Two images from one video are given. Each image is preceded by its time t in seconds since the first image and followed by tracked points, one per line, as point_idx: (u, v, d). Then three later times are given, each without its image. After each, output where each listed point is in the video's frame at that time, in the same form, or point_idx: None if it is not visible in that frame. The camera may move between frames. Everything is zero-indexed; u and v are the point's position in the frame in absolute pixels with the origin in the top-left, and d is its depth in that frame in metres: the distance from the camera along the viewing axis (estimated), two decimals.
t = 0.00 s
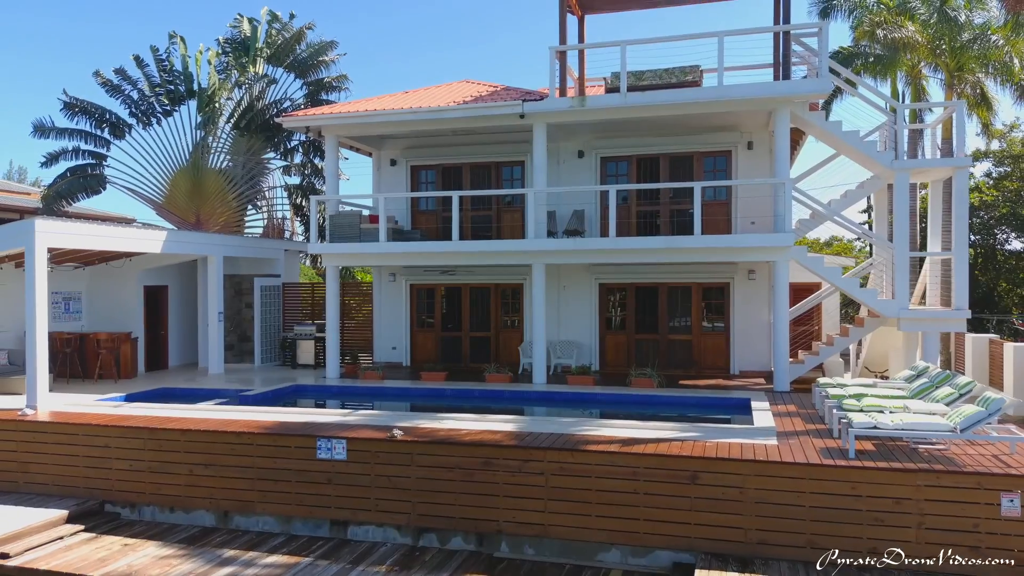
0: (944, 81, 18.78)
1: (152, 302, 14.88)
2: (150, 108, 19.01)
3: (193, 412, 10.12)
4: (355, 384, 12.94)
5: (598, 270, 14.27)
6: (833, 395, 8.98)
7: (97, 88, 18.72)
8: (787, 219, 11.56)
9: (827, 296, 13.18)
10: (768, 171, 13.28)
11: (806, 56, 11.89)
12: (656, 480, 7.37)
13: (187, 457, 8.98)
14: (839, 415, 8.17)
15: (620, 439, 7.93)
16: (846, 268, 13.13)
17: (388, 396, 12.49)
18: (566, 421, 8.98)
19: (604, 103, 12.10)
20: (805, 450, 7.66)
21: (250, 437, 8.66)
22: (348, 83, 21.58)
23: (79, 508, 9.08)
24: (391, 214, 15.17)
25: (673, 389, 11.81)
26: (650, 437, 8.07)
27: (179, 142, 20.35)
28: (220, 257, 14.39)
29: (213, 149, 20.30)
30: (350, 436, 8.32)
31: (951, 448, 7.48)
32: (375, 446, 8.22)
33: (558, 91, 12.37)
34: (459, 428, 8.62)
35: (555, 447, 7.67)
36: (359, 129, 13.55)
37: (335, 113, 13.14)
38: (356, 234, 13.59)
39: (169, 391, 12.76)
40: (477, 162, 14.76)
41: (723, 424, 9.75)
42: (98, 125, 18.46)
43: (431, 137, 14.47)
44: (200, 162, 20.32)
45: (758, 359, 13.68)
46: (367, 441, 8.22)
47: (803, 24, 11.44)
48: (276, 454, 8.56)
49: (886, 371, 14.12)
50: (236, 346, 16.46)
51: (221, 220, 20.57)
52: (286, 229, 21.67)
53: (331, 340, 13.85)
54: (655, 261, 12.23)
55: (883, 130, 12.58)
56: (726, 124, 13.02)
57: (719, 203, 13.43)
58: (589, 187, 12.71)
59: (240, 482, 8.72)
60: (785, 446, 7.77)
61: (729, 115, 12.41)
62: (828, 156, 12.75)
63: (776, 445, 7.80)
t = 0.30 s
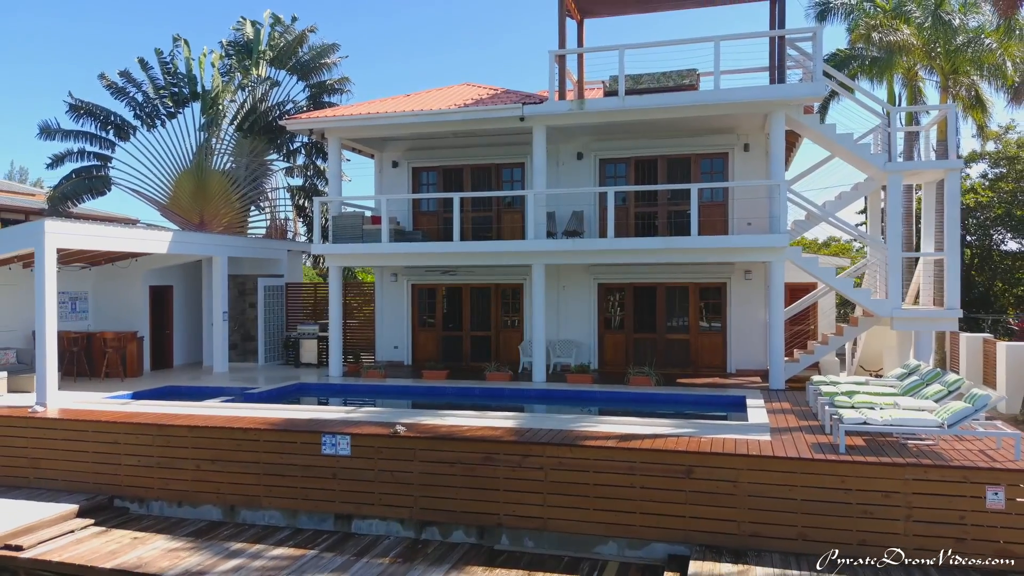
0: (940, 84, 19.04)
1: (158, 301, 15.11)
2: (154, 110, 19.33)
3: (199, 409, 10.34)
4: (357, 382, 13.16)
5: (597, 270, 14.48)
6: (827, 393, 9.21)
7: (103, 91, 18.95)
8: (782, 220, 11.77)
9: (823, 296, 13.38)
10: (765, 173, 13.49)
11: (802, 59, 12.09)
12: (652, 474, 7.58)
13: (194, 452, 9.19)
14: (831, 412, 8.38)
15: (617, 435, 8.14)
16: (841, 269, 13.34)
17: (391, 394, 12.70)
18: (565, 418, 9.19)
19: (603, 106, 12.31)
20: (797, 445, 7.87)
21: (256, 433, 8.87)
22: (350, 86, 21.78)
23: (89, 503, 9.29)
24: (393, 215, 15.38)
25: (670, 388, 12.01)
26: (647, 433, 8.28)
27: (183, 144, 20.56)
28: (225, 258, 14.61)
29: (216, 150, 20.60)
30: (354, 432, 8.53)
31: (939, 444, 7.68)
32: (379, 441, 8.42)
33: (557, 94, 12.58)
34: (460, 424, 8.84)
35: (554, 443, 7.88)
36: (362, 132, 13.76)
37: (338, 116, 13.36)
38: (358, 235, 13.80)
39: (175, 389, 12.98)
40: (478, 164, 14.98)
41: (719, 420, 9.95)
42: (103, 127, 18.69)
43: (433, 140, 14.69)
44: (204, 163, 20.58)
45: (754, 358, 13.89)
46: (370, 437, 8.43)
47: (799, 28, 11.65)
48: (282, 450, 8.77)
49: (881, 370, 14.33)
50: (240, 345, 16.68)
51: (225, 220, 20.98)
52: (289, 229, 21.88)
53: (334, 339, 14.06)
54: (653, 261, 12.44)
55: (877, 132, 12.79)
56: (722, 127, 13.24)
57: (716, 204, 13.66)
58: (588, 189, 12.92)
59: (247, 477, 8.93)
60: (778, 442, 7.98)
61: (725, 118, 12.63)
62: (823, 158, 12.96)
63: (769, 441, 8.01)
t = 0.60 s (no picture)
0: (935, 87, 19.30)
1: (163, 301, 15.31)
2: (159, 112, 19.60)
3: (206, 406, 10.54)
4: (360, 381, 13.36)
5: (596, 270, 14.69)
6: (820, 391, 9.41)
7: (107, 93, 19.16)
8: (778, 221, 11.97)
9: (819, 296, 13.58)
10: (761, 175, 13.70)
11: (797, 63, 12.30)
12: (649, 469, 7.79)
13: (202, 448, 9.39)
14: (824, 409, 8.59)
15: (615, 431, 8.35)
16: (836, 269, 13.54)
17: (393, 392, 12.90)
18: (564, 415, 9.40)
19: (602, 109, 12.52)
20: (790, 441, 8.07)
21: (262, 430, 9.07)
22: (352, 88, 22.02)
23: (99, 498, 9.48)
24: (395, 216, 15.59)
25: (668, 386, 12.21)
26: (644, 429, 8.49)
27: (187, 145, 20.79)
28: (229, 258, 14.82)
29: (220, 152, 20.84)
30: (358, 429, 8.73)
31: (928, 439, 7.89)
32: (382, 438, 8.63)
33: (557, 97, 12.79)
34: (462, 421, 9.04)
35: (553, 438, 8.08)
36: (364, 134, 13.98)
37: (341, 119, 13.57)
38: (361, 236, 14.01)
39: (181, 387, 13.18)
40: (478, 165, 15.20)
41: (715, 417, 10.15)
42: (108, 129, 18.92)
43: (435, 142, 14.90)
44: (208, 165, 20.80)
45: (751, 357, 14.09)
46: (374, 433, 8.64)
47: (794, 33, 11.85)
48: (287, 446, 8.98)
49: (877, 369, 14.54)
50: (244, 344, 16.89)
51: (228, 221, 21.07)
52: (291, 230, 22.09)
53: (337, 338, 14.27)
54: (651, 261, 12.64)
55: (872, 135, 12.99)
56: (719, 129, 13.45)
57: (714, 205, 13.87)
58: (587, 191, 13.13)
59: (253, 472, 9.13)
60: (771, 438, 8.19)
61: (722, 121, 12.83)
62: (818, 161, 13.18)
63: (763, 437, 8.21)
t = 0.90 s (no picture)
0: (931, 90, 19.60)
1: (168, 301, 15.52)
2: (163, 115, 19.82)
3: (212, 405, 10.75)
4: (363, 379, 13.56)
5: (595, 271, 14.89)
6: (814, 388, 9.62)
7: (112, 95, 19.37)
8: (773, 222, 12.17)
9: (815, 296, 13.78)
10: (757, 177, 13.92)
11: (793, 67, 12.50)
12: (646, 465, 7.99)
13: (209, 445, 9.60)
14: (817, 406, 8.79)
15: (613, 428, 8.55)
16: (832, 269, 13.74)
17: (396, 391, 13.10)
18: (563, 412, 9.60)
19: (601, 113, 12.73)
20: (784, 437, 8.27)
21: (268, 427, 9.27)
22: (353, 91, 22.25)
23: (108, 494, 9.69)
24: (396, 217, 15.80)
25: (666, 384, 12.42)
26: (642, 426, 8.69)
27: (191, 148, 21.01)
28: (234, 259, 15.04)
29: (223, 154, 21.06)
30: (363, 426, 8.94)
31: (918, 436, 8.10)
32: (386, 435, 8.83)
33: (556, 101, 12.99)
34: (463, 418, 9.25)
35: (553, 435, 8.29)
36: (366, 137, 14.18)
37: (344, 123, 13.77)
38: (363, 237, 14.22)
39: (187, 386, 13.39)
40: (479, 167, 15.41)
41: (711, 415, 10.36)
42: (113, 131, 19.14)
43: (436, 144, 15.11)
44: (211, 166, 21.00)
45: (748, 355, 14.32)
46: (378, 430, 8.84)
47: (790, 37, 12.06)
48: (293, 443, 9.18)
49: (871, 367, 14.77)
50: (248, 344, 17.10)
51: (232, 221, 21.29)
52: (293, 231, 22.31)
53: (340, 337, 14.47)
54: (650, 262, 12.83)
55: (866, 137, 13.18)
56: (716, 132, 13.65)
57: (711, 207, 14.07)
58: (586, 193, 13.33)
59: (259, 468, 9.34)
60: (765, 434, 8.39)
61: (719, 124, 13.03)
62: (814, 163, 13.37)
63: (757, 433, 8.42)
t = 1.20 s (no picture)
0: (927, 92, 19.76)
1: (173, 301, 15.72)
2: (167, 117, 20.04)
3: (217, 403, 10.95)
4: (365, 378, 13.75)
5: (594, 271, 15.11)
6: (809, 387, 9.82)
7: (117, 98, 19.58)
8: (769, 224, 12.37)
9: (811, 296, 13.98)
10: (755, 179, 14.12)
11: (788, 70, 12.72)
12: (643, 461, 8.19)
13: (216, 442, 9.80)
14: (811, 404, 9.00)
15: (611, 425, 8.75)
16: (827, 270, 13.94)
17: (398, 390, 13.31)
18: (563, 410, 9.81)
19: (600, 116, 12.94)
20: (777, 434, 8.48)
21: (274, 425, 9.48)
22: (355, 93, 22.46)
23: (117, 490, 9.89)
24: (398, 219, 16.01)
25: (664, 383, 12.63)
26: (640, 423, 8.89)
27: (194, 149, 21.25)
28: (238, 260, 15.25)
29: (226, 155, 21.29)
30: (367, 423, 9.14)
31: (909, 433, 8.30)
32: (389, 432, 9.03)
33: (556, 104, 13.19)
34: (465, 416, 9.45)
35: (552, 432, 8.49)
36: (369, 139, 14.38)
37: (346, 125, 13.96)
38: (366, 238, 14.40)
39: (192, 384, 13.59)
40: (480, 169, 15.61)
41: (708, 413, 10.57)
42: (117, 133, 19.34)
43: (438, 146, 15.30)
44: (215, 168, 21.23)
45: (745, 354, 14.52)
46: (382, 427, 9.04)
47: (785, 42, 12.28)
48: (298, 440, 9.38)
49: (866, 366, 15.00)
50: (251, 344, 17.30)
51: (235, 223, 21.60)
52: (296, 231, 22.51)
53: (342, 337, 14.68)
54: (648, 262, 13.02)
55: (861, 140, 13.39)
56: (714, 135, 13.86)
57: (709, 209, 14.28)
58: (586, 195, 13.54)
59: (265, 464, 9.54)
60: (760, 431, 8.59)
61: (716, 126, 13.24)
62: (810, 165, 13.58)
63: (752, 430, 8.62)
